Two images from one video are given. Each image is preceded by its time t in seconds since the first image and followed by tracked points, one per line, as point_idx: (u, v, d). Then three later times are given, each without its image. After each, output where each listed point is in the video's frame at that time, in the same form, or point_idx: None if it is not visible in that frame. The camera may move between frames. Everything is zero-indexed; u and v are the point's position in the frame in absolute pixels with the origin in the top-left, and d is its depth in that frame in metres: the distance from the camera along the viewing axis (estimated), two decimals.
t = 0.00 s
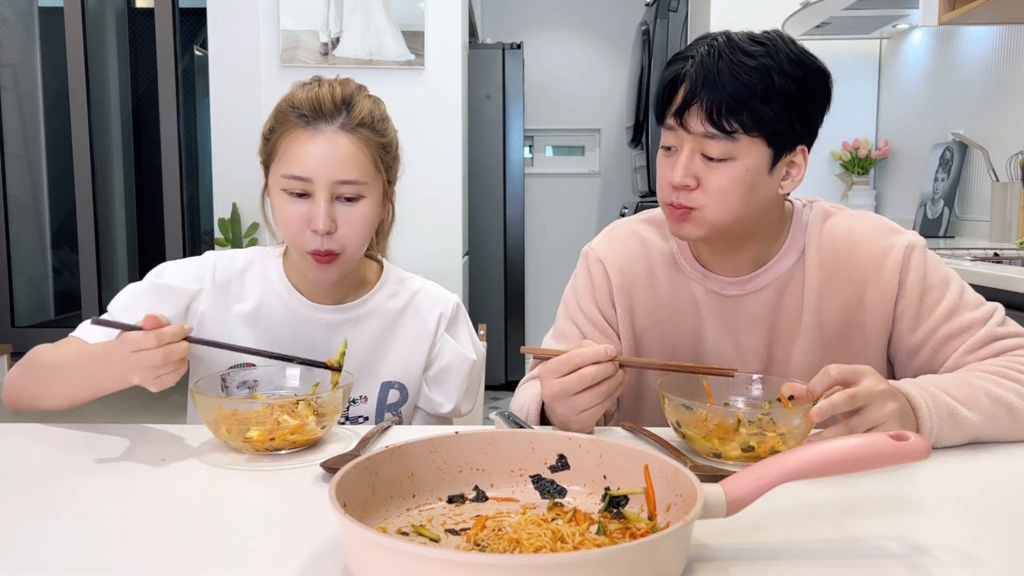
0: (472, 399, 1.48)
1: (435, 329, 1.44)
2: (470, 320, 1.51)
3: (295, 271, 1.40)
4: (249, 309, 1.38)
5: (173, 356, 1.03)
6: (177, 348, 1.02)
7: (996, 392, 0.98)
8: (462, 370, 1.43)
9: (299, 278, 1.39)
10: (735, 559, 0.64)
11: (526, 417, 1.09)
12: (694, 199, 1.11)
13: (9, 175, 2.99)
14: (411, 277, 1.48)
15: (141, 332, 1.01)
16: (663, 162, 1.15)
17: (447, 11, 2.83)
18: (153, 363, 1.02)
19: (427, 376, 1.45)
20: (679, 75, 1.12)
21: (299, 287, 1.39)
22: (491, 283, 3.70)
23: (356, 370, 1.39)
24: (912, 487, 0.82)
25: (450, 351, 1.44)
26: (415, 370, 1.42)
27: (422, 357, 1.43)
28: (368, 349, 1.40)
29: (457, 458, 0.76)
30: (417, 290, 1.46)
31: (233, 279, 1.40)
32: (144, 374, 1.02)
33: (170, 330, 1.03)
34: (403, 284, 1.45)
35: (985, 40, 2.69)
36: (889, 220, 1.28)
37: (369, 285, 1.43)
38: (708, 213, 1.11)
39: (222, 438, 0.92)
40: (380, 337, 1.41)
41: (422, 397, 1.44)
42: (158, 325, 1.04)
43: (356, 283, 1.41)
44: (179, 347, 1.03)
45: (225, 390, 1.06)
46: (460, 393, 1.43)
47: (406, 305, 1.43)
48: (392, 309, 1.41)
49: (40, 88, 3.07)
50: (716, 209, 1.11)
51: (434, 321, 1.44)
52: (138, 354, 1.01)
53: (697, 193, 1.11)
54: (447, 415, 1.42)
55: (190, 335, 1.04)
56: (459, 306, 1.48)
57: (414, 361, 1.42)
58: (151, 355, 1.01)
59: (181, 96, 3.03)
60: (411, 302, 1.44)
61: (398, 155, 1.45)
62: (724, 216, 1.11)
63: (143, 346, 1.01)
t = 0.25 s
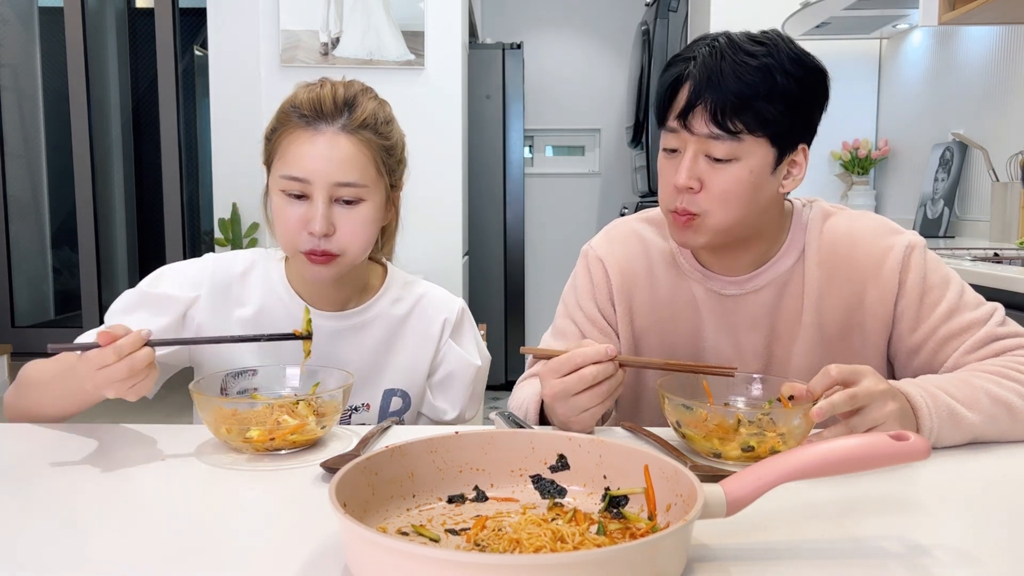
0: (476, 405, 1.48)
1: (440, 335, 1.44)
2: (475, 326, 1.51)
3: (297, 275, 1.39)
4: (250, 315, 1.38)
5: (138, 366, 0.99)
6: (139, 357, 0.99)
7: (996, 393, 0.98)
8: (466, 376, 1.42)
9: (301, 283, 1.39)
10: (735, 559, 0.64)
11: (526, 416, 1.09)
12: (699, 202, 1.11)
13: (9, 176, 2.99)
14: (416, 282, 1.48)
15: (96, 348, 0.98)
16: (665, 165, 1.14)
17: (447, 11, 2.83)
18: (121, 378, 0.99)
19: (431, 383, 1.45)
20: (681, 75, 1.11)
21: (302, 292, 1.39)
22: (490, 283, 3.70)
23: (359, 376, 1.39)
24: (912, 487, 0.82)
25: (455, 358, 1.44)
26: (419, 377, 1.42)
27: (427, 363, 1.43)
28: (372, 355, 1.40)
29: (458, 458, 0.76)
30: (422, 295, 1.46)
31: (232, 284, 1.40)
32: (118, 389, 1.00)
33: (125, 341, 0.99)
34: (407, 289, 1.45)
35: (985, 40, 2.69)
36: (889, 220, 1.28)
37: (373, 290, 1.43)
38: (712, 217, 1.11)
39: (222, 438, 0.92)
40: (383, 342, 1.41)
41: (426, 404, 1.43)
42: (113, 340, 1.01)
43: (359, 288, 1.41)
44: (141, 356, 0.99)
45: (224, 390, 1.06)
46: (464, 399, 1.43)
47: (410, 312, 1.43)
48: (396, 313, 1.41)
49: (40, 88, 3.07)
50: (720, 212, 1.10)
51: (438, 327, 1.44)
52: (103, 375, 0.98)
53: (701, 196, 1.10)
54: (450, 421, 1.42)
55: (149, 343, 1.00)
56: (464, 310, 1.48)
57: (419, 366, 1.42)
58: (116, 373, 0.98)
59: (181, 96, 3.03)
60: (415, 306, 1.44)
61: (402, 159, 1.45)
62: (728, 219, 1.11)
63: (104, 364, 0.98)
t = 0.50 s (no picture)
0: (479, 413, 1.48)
1: (441, 345, 1.43)
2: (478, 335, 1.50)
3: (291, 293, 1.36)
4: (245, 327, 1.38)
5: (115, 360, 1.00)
6: (115, 350, 0.99)
7: (996, 393, 0.98)
8: (469, 386, 1.43)
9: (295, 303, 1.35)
10: (735, 559, 0.64)
11: (526, 416, 1.09)
12: (712, 196, 1.10)
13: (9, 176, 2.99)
14: (415, 290, 1.47)
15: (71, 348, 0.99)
16: (671, 162, 1.13)
17: (447, 11, 2.83)
18: (97, 375, 0.99)
19: (433, 394, 1.44)
20: (687, 71, 1.11)
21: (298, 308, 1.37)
22: (491, 283, 3.70)
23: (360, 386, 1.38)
24: (912, 487, 0.82)
25: (457, 369, 1.43)
26: (421, 387, 1.42)
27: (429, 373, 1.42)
28: (372, 366, 1.38)
29: (458, 458, 0.76)
30: (423, 304, 1.45)
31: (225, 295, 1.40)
32: (95, 387, 0.99)
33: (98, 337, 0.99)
34: (407, 298, 1.44)
35: (985, 40, 2.69)
36: (889, 220, 1.28)
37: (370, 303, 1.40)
38: (725, 210, 1.11)
39: (222, 438, 0.92)
40: (383, 353, 1.39)
41: (428, 416, 1.43)
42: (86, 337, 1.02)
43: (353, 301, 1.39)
44: (116, 349, 1.00)
45: (223, 391, 1.06)
46: (468, 409, 1.43)
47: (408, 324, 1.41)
48: (396, 325, 1.40)
49: (40, 88, 3.07)
50: (734, 204, 1.10)
51: (440, 337, 1.42)
52: (79, 374, 0.98)
53: (713, 190, 1.10)
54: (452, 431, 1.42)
55: (123, 336, 1.00)
56: (467, 319, 1.47)
57: (420, 376, 1.41)
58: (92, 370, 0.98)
59: (180, 96, 3.03)
60: (417, 315, 1.43)
61: (398, 174, 1.42)
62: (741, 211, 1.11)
63: (79, 361, 0.98)
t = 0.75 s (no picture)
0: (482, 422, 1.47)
1: (441, 359, 1.41)
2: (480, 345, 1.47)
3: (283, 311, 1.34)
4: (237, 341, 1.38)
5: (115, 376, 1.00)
6: (114, 366, 0.99)
7: (995, 392, 0.98)
8: (470, 401, 1.41)
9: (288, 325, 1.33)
10: (734, 558, 0.64)
11: (526, 416, 1.09)
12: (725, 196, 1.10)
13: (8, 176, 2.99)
14: (414, 299, 1.44)
15: (68, 370, 0.98)
16: (678, 165, 1.13)
17: (447, 10, 2.83)
18: (101, 393, 0.99)
19: (434, 407, 1.43)
20: (691, 74, 1.11)
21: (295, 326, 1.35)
22: (491, 282, 3.70)
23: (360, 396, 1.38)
24: (911, 486, 0.82)
25: (457, 384, 1.41)
26: (421, 401, 1.40)
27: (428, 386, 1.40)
28: (371, 378, 1.37)
29: (458, 459, 0.76)
30: (422, 316, 1.42)
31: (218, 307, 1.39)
32: (100, 403, 1.00)
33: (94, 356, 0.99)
34: (405, 308, 1.42)
35: (985, 40, 2.69)
36: (890, 220, 1.27)
37: (365, 316, 1.38)
38: (740, 208, 1.10)
39: (222, 438, 0.92)
40: (383, 365, 1.38)
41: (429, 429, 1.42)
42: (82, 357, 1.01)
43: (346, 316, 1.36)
44: (115, 365, 0.99)
45: (224, 391, 1.06)
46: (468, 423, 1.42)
47: (407, 336, 1.39)
48: (394, 339, 1.37)
49: (40, 88, 3.07)
50: (749, 200, 1.10)
51: (439, 351, 1.40)
52: (83, 396, 0.98)
53: (725, 189, 1.10)
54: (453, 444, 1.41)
55: (118, 351, 1.00)
56: (469, 330, 1.44)
57: (420, 389, 1.40)
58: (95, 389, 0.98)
59: (180, 96, 3.03)
60: (416, 327, 1.41)
61: (390, 189, 1.36)
62: (756, 206, 1.11)
63: (80, 383, 0.97)
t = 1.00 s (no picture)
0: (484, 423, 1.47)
1: (442, 362, 1.41)
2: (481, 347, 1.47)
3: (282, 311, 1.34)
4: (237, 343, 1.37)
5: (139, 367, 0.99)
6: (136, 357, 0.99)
7: (994, 392, 0.98)
8: (471, 403, 1.41)
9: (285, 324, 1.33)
10: (734, 558, 0.64)
11: (527, 417, 1.09)
12: (739, 211, 1.11)
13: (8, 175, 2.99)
14: (416, 301, 1.44)
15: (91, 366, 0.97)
16: (690, 182, 1.13)
17: (447, 10, 2.83)
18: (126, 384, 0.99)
19: (435, 408, 1.44)
20: (698, 90, 1.10)
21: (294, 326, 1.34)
22: (491, 282, 3.70)
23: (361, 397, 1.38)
24: (911, 486, 0.82)
25: (457, 386, 1.41)
26: (422, 402, 1.40)
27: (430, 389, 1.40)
28: (373, 379, 1.37)
29: (458, 459, 0.76)
30: (423, 319, 1.42)
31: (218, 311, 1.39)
32: (124, 394, 1.00)
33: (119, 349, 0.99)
34: (407, 308, 1.42)
35: (986, 40, 2.69)
36: (890, 220, 1.27)
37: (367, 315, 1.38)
38: (753, 221, 1.12)
39: (222, 438, 0.92)
40: (384, 367, 1.38)
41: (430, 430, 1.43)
42: (103, 352, 1.00)
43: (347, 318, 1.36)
44: (138, 356, 0.99)
45: (224, 391, 1.06)
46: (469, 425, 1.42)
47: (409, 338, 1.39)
48: (395, 340, 1.37)
49: (40, 88, 3.06)
50: (762, 213, 1.11)
51: (440, 353, 1.40)
52: (108, 387, 0.98)
53: (740, 204, 1.11)
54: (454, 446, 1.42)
55: (140, 342, 1.00)
56: (469, 332, 1.44)
57: (421, 391, 1.40)
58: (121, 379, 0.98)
59: (180, 96, 3.03)
60: (416, 329, 1.41)
61: (382, 196, 1.32)
62: (767, 218, 1.12)
63: (104, 376, 0.97)
